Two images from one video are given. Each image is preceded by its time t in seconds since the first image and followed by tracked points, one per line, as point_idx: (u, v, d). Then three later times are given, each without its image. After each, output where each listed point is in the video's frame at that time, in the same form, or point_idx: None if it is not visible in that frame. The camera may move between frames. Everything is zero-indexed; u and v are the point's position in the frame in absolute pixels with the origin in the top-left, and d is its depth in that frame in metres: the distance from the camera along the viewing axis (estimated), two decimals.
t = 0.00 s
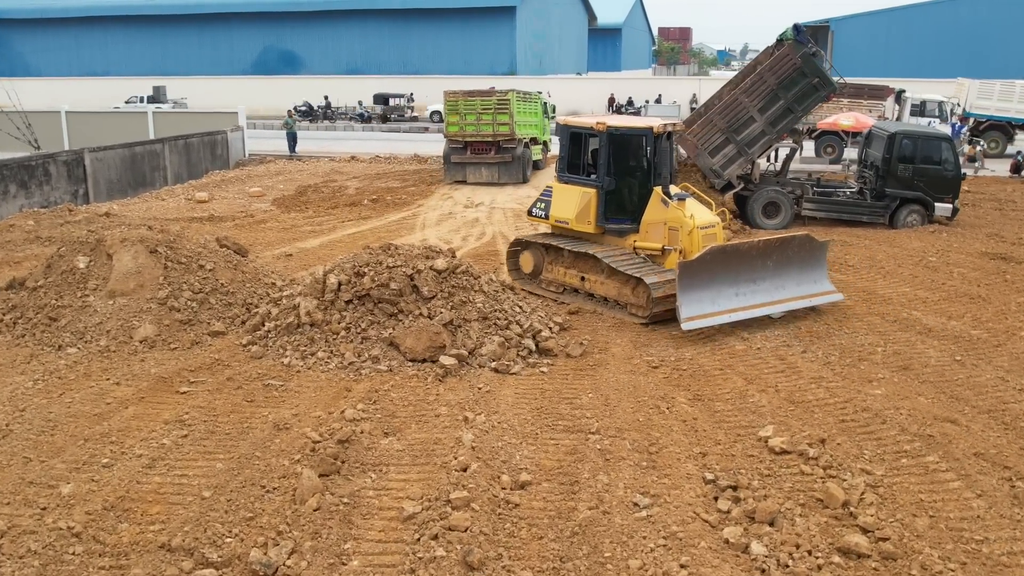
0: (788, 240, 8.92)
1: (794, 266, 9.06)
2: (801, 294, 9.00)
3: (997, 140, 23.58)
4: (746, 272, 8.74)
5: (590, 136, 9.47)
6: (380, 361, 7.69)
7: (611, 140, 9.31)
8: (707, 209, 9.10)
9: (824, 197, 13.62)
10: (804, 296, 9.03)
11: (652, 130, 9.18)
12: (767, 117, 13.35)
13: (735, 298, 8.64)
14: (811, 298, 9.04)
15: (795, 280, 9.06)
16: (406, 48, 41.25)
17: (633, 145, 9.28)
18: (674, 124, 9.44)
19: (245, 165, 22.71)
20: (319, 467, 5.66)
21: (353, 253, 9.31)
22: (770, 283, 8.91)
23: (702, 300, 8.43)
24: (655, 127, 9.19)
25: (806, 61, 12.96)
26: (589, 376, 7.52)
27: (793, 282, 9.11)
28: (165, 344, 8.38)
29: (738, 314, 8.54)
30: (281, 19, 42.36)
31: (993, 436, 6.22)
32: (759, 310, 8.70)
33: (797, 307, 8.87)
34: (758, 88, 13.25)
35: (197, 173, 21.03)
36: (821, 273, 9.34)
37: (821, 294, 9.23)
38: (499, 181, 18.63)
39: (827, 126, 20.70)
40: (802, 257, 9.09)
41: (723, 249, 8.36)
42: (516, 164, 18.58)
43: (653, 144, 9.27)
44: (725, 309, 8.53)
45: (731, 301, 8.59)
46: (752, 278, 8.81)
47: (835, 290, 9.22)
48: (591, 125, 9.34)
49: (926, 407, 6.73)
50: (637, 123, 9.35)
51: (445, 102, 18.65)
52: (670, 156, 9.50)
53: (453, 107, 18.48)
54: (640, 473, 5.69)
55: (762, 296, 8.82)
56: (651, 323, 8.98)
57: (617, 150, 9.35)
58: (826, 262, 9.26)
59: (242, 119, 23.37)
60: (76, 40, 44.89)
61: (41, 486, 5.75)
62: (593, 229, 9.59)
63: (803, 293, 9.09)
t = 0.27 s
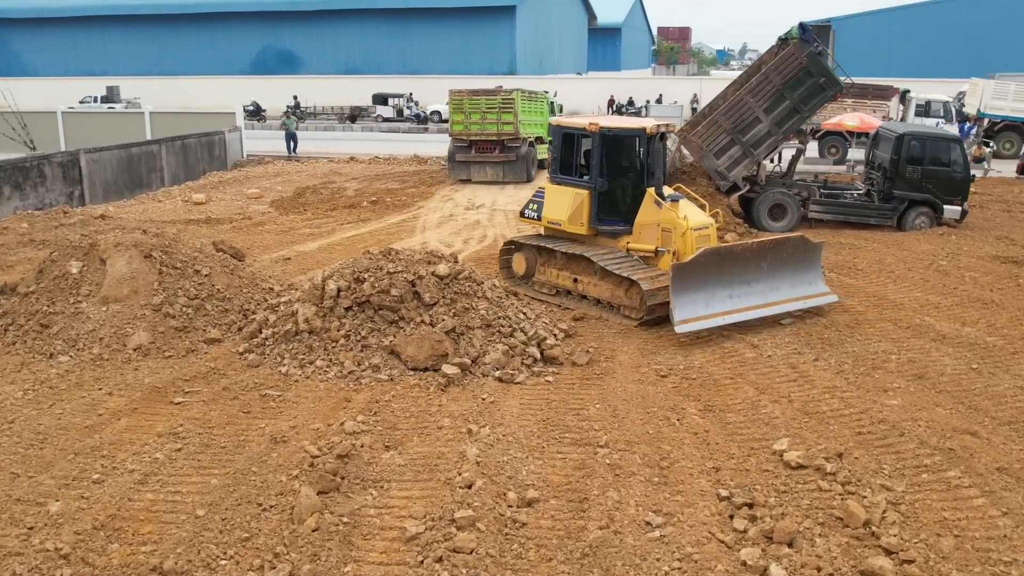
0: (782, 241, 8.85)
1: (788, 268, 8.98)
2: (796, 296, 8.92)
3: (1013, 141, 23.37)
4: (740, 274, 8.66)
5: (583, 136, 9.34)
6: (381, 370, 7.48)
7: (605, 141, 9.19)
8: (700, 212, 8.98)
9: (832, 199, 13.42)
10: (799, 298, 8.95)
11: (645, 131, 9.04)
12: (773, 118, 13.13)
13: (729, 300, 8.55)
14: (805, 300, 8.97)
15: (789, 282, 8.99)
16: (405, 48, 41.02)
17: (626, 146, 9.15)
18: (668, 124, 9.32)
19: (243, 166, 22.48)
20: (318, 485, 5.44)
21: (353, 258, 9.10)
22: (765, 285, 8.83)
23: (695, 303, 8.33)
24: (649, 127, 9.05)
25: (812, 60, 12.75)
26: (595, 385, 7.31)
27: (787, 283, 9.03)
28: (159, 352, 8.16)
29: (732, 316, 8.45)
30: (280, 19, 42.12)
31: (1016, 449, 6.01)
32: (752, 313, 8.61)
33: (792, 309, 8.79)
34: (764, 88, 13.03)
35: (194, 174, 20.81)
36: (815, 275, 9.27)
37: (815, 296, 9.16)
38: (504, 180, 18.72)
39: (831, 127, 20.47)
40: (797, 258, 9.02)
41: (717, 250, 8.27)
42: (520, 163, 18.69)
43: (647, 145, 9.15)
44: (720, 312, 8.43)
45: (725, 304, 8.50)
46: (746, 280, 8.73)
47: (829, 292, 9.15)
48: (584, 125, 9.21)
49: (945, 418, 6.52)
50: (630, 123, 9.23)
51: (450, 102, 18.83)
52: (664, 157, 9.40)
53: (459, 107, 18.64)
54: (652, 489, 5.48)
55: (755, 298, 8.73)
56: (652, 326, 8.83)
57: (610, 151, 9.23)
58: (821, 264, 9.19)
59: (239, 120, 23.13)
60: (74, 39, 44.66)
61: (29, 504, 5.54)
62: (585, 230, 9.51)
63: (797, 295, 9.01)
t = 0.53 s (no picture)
0: (772, 243, 8.83)
1: (779, 269, 8.95)
2: (786, 297, 8.89)
3: None
4: (730, 276, 8.62)
5: (574, 137, 9.29)
6: (379, 379, 7.26)
7: (595, 141, 9.14)
8: (692, 213, 8.98)
9: (837, 201, 13.25)
10: (790, 300, 8.92)
11: (635, 131, 9.01)
12: (776, 118, 12.93)
13: (719, 302, 8.50)
14: (796, 301, 8.93)
15: (780, 283, 8.95)
16: (403, 48, 40.80)
17: (617, 146, 9.10)
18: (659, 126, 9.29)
19: (240, 167, 22.25)
20: (314, 502, 5.24)
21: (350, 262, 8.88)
22: (755, 286, 8.79)
23: (686, 305, 8.28)
24: (639, 127, 9.01)
25: (816, 59, 12.55)
26: (600, 395, 7.11)
27: (778, 285, 9.00)
28: (152, 360, 7.94)
29: (723, 318, 8.41)
30: (277, 19, 41.87)
31: None
32: (743, 315, 8.56)
33: (782, 311, 8.76)
34: (767, 88, 12.83)
35: (190, 175, 20.57)
36: (806, 275, 9.24)
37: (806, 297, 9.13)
38: (505, 179, 18.73)
39: (834, 127, 20.29)
40: (787, 259, 8.98)
41: (708, 252, 8.23)
42: (521, 162, 18.86)
43: (637, 145, 9.11)
44: (710, 314, 8.39)
45: (715, 306, 8.45)
46: (737, 282, 8.69)
47: (820, 293, 9.12)
48: (575, 126, 9.17)
49: (961, 429, 6.32)
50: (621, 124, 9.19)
51: (452, 101, 19.06)
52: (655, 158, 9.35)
53: (461, 106, 18.86)
54: (661, 506, 5.28)
55: (746, 299, 8.69)
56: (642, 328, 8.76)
57: (600, 151, 9.18)
58: (811, 265, 9.16)
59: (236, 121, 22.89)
60: (70, 39, 44.39)
61: (13, 521, 5.32)
62: (576, 231, 9.47)
63: (788, 296, 8.97)
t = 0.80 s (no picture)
0: (761, 243, 8.74)
1: (768, 269, 8.88)
2: (774, 298, 8.82)
3: None
4: (719, 277, 8.53)
5: (561, 137, 9.18)
6: (376, 388, 7.07)
7: (582, 141, 9.03)
8: (679, 213, 8.90)
9: (839, 202, 13.06)
10: (778, 300, 8.85)
11: (623, 130, 8.91)
12: (778, 118, 12.74)
13: (707, 303, 8.43)
14: (785, 301, 8.87)
15: (769, 283, 8.89)
16: (399, 47, 40.57)
17: (605, 146, 9.01)
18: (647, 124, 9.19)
19: (235, 167, 22.03)
20: (308, 519, 5.05)
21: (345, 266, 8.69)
22: (744, 287, 8.72)
23: (674, 306, 8.21)
24: (626, 127, 8.92)
25: (818, 58, 12.38)
26: (603, 403, 6.92)
27: (767, 285, 8.93)
28: (142, 368, 7.73)
29: (711, 320, 8.34)
30: (273, 18, 41.62)
31: None
32: (731, 316, 8.50)
33: (771, 312, 8.70)
34: (768, 88, 12.65)
35: (185, 176, 20.34)
36: (796, 275, 9.17)
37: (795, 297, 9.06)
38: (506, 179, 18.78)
39: (835, 127, 20.17)
40: (777, 259, 8.91)
41: (696, 253, 8.14)
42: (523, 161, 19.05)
43: (625, 145, 9.02)
44: (698, 315, 8.31)
45: (703, 307, 8.37)
46: (725, 283, 8.61)
47: (810, 293, 9.05)
48: (562, 126, 9.05)
49: (975, 439, 6.15)
50: (608, 123, 9.09)
51: (455, 101, 19.46)
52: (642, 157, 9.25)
53: (463, 103, 19.20)
54: (669, 523, 5.10)
55: (734, 300, 8.63)
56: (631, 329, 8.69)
57: (588, 152, 9.07)
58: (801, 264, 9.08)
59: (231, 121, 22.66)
60: (64, 38, 44.12)
61: None
62: (564, 232, 9.39)
63: (776, 296, 8.91)
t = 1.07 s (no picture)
0: (746, 243, 8.75)
1: (752, 269, 8.89)
2: (759, 298, 8.84)
3: None
4: (703, 277, 8.54)
5: (544, 137, 9.10)
6: (369, 396, 6.88)
7: (565, 141, 8.95)
8: (663, 213, 8.84)
9: (839, 204, 12.90)
10: (763, 300, 8.87)
11: (606, 130, 8.84)
12: (776, 118, 12.58)
13: (692, 304, 8.43)
14: (769, 301, 8.89)
15: (753, 284, 8.90)
16: (393, 47, 40.36)
17: (588, 147, 8.94)
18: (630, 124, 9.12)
19: (227, 168, 21.79)
20: (299, 536, 4.87)
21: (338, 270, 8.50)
22: (728, 287, 8.73)
23: (658, 308, 8.20)
24: (609, 127, 8.84)
25: (816, 56, 12.21)
26: (603, 412, 6.75)
27: (752, 285, 8.94)
28: (129, 375, 7.51)
29: (695, 321, 8.34)
30: (266, 18, 41.35)
31: None
32: (716, 317, 8.50)
33: (755, 312, 8.71)
34: (766, 88, 12.49)
35: (176, 177, 20.09)
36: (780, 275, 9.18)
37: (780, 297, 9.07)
38: (502, 179, 18.65)
39: (833, 127, 20.03)
40: (761, 259, 8.92)
41: (679, 254, 8.15)
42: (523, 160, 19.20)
43: (608, 145, 8.95)
44: (682, 316, 8.32)
45: (688, 308, 8.37)
46: (710, 284, 8.61)
47: (794, 293, 9.06)
48: (544, 126, 8.97)
49: (985, 449, 6.00)
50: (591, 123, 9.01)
51: (454, 101, 19.73)
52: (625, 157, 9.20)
53: (464, 103, 19.47)
54: (673, 539, 4.93)
55: (719, 301, 8.63)
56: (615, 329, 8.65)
57: (571, 152, 9.00)
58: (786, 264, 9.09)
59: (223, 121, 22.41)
60: (55, 38, 43.78)
61: None
62: (547, 232, 9.27)
63: (761, 296, 8.92)
